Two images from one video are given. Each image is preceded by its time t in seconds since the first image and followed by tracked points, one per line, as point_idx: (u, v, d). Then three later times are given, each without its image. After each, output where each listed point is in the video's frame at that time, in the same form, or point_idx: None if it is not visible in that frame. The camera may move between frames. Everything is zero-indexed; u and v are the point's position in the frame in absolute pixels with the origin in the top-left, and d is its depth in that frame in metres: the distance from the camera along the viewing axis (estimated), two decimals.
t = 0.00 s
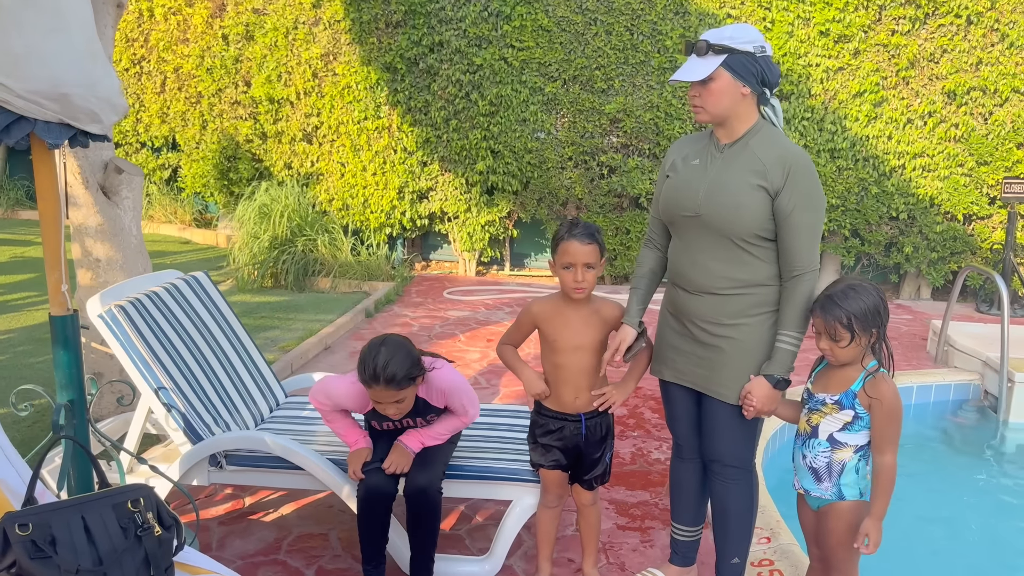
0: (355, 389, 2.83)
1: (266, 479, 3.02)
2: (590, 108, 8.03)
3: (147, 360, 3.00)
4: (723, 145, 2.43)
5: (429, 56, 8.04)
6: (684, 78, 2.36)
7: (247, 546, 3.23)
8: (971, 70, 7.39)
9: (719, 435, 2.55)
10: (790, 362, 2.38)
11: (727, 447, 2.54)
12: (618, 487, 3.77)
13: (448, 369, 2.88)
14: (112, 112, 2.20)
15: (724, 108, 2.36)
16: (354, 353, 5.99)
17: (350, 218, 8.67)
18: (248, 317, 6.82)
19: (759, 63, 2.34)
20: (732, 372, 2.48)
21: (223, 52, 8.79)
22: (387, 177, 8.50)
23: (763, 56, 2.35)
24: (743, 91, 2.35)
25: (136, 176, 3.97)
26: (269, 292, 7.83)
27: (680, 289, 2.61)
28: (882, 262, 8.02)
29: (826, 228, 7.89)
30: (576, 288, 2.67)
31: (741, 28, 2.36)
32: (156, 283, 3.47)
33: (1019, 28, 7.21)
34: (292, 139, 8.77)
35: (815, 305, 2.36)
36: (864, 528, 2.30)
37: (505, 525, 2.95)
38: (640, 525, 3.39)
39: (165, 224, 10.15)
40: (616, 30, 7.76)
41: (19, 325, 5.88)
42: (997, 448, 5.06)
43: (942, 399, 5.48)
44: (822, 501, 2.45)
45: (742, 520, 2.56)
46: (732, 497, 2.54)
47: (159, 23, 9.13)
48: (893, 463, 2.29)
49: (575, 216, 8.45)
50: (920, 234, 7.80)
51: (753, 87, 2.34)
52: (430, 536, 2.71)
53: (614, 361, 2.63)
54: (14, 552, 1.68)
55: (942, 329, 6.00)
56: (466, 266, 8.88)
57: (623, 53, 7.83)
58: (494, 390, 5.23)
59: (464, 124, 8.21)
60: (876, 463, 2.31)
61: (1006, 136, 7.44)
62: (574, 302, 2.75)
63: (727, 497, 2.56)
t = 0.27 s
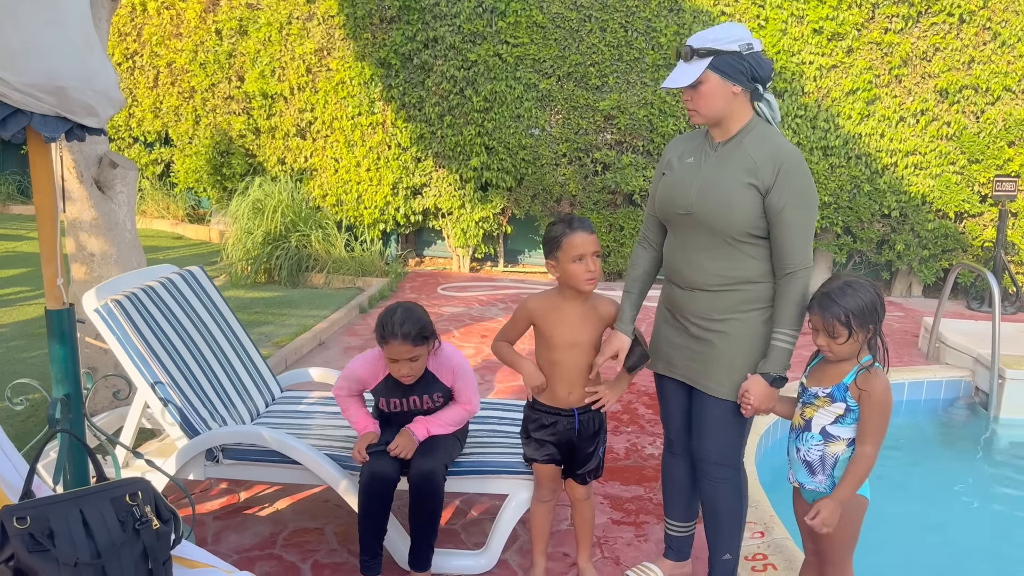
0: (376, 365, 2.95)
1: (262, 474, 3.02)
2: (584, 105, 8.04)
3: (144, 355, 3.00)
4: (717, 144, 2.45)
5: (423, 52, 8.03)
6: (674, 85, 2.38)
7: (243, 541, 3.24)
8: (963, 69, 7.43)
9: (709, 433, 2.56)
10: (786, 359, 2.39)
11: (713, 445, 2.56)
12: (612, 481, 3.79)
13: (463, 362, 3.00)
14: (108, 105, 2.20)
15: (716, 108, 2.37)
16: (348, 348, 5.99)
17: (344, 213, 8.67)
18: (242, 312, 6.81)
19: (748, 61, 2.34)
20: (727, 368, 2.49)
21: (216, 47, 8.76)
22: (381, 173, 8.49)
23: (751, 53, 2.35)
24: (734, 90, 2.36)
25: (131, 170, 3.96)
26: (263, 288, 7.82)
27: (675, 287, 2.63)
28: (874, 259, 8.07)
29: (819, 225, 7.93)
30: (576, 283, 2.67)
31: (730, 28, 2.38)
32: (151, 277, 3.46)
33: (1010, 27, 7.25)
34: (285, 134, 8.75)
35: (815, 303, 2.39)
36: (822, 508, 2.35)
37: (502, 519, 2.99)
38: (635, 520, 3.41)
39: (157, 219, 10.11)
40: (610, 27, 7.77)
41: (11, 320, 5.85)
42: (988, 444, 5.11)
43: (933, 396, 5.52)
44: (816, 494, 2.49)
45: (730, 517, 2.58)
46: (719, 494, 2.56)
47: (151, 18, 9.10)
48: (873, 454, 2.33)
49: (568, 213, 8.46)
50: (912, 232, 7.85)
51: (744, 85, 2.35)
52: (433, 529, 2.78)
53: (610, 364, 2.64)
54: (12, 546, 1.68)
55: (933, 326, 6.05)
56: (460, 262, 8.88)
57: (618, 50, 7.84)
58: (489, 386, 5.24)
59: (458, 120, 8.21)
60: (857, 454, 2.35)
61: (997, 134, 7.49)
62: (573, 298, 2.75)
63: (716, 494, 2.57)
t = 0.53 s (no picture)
0: (384, 327, 3.09)
1: (258, 467, 3.05)
2: (582, 102, 8.06)
3: (141, 349, 3.03)
4: (705, 147, 2.48)
5: (421, 49, 8.05)
6: (656, 98, 2.41)
7: (239, 533, 3.27)
8: (959, 67, 7.45)
9: (703, 435, 2.55)
10: (787, 356, 2.38)
11: (701, 443, 2.55)
12: (606, 476, 3.83)
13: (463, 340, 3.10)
14: (106, 101, 2.22)
15: (699, 114, 2.40)
16: (346, 344, 6.03)
17: (342, 210, 8.69)
18: (240, 308, 6.84)
19: (724, 64, 2.34)
20: (727, 368, 2.50)
21: (215, 44, 8.78)
22: (378, 169, 8.52)
23: (727, 56, 2.35)
24: (715, 94, 2.37)
25: (129, 166, 3.99)
26: (261, 284, 7.85)
27: (673, 289, 2.66)
28: (870, 257, 8.10)
29: (815, 223, 7.96)
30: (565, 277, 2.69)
31: (706, 34, 2.38)
32: (149, 273, 3.50)
33: (1007, 25, 7.28)
34: (284, 131, 8.77)
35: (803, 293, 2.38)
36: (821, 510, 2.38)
37: (496, 511, 3.02)
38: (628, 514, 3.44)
39: (156, 215, 10.13)
40: (608, 25, 7.80)
41: (11, 316, 5.89)
42: (981, 440, 5.14)
43: (927, 392, 5.55)
44: (807, 486, 2.52)
45: (725, 515, 2.57)
46: (710, 491, 2.55)
47: (150, 15, 9.11)
48: (858, 450, 2.33)
49: (566, 210, 8.49)
50: (908, 229, 7.88)
51: (724, 87, 2.36)
52: (426, 521, 2.82)
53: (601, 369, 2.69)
54: (10, 534, 1.71)
55: (928, 323, 6.08)
56: (458, 259, 8.91)
57: (615, 47, 7.87)
58: (485, 382, 5.28)
59: (456, 117, 8.23)
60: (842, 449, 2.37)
61: (993, 132, 7.51)
62: (565, 293, 2.78)
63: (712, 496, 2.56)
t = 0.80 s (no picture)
0: (386, 313, 3.19)
1: (257, 461, 3.10)
2: (584, 101, 8.09)
3: (142, 344, 3.08)
4: (701, 150, 2.47)
5: (424, 49, 8.09)
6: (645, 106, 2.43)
7: (239, 526, 3.32)
8: (962, 65, 7.45)
9: (707, 430, 2.56)
10: (775, 356, 2.35)
11: (716, 444, 2.56)
12: (602, 471, 3.86)
13: (461, 329, 3.19)
14: (105, 101, 2.26)
15: (689, 118, 2.40)
16: (348, 341, 6.08)
17: (346, 209, 8.75)
18: (244, 306, 6.90)
19: (706, 67, 2.32)
20: (727, 370, 2.50)
21: (220, 43, 8.85)
22: (382, 168, 8.56)
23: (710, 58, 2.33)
24: (702, 98, 2.36)
25: (132, 165, 4.04)
26: (266, 282, 7.91)
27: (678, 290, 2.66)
28: (872, 255, 8.09)
29: (817, 222, 7.97)
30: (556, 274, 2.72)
31: (695, 37, 2.38)
32: (151, 270, 3.55)
33: (1009, 24, 7.28)
34: (289, 130, 8.82)
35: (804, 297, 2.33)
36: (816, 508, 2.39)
37: (490, 505, 3.06)
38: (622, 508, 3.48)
39: (163, 214, 10.21)
40: (610, 24, 7.83)
41: (18, 313, 5.96)
42: (980, 438, 5.15)
43: (927, 390, 5.57)
44: (802, 484, 2.50)
45: (727, 510, 2.58)
46: (719, 492, 2.56)
47: (156, 15, 9.19)
48: (859, 452, 2.34)
49: (569, 208, 8.51)
50: (911, 228, 7.87)
51: (710, 90, 2.34)
52: (422, 509, 2.86)
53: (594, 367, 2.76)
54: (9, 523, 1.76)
55: (928, 321, 6.09)
56: (461, 258, 8.95)
57: (618, 46, 7.89)
58: (485, 378, 5.32)
59: (459, 116, 8.27)
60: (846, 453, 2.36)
61: (996, 131, 7.50)
62: (555, 291, 2.80)
63: (714, 490, 2.58)
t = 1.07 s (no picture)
0: (397, 305, 3.25)
1: (265, 454, 3.16)
2: (594, 100, 8.12)
3: (153, 340, 3.16)
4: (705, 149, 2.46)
5: (435, 49, 8.15)
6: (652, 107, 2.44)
7: (247, 518, 3.39)
8: (974, 62, 7.41)
9: (707, 426, 2.54)
10: (774, 358, 2.27)
11: (714, 441, 2.53)
12: (606, 467, 3.89)
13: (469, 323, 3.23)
14: (116, 101, 2.32)
15: (693, 117, 2.38)
16: (358, 338, 6.15)
17: (358, 208, 8.83)
18: (257, 304, 6.99)
19: (707, 66, 2.30)
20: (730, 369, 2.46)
21: (234, 45, 8.96)
22: (394, 167, 8.63)
23: (712, 58, 2.30)
24: (705, 97, 2.34)
25: (145, 164, 4.13)
26: (279, 280, 7.99)
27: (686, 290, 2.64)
28: (884, 254, 8.05)
29: (828, 220, 7.94)
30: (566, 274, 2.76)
31: (703, 36, 2.35)
32: (162, 267, 3.63)
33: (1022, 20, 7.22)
34: (302, 130, 8.92)
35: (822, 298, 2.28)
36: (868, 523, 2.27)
37: (494, 498, 3.10)
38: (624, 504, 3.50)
39: (178, 213, 10.33)
40: (620, 23, 7.85)
41: (35, 310, 6.07)
42: (989, 436, 5.12)
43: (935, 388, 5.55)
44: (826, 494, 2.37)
45: (726, 506, 2.56)
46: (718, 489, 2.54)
47: (172, 17, 9.32)
48: (896, 456, 2.26)
49: (579, 207, 8.54)
50: (922, 226, 7.83)
51: (712, 88, 2.32)
52: (426, 501, 2.91)
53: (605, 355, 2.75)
54: (20, 509, 1.82)
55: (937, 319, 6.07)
56: (472, 256, 9.01)
57: (627, 45, 7.92)
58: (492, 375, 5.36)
59: (469, 116, 8.33)
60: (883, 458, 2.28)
61: (1009, 128, 7.44)
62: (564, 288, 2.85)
63: (714, 486, 2.56)
